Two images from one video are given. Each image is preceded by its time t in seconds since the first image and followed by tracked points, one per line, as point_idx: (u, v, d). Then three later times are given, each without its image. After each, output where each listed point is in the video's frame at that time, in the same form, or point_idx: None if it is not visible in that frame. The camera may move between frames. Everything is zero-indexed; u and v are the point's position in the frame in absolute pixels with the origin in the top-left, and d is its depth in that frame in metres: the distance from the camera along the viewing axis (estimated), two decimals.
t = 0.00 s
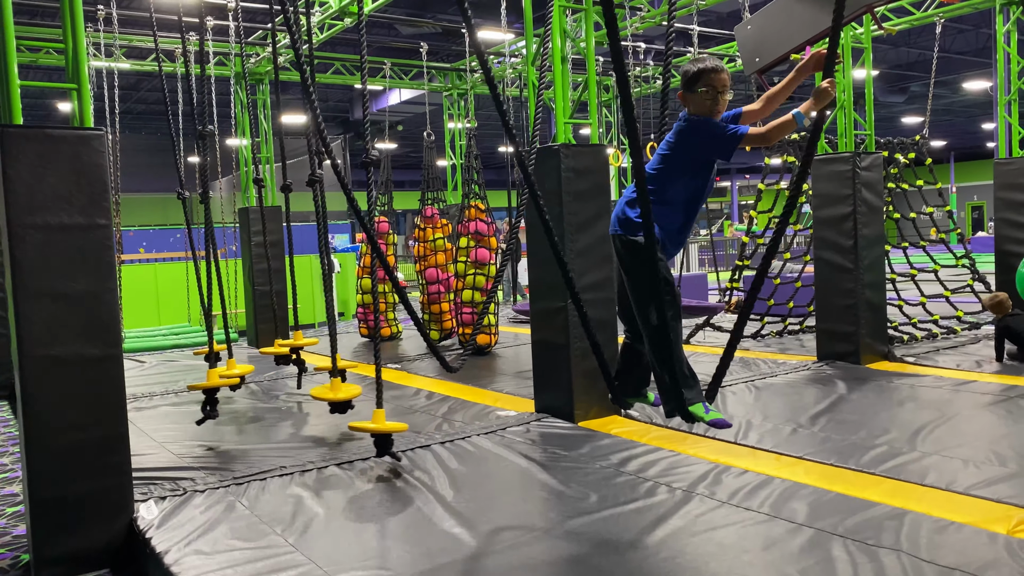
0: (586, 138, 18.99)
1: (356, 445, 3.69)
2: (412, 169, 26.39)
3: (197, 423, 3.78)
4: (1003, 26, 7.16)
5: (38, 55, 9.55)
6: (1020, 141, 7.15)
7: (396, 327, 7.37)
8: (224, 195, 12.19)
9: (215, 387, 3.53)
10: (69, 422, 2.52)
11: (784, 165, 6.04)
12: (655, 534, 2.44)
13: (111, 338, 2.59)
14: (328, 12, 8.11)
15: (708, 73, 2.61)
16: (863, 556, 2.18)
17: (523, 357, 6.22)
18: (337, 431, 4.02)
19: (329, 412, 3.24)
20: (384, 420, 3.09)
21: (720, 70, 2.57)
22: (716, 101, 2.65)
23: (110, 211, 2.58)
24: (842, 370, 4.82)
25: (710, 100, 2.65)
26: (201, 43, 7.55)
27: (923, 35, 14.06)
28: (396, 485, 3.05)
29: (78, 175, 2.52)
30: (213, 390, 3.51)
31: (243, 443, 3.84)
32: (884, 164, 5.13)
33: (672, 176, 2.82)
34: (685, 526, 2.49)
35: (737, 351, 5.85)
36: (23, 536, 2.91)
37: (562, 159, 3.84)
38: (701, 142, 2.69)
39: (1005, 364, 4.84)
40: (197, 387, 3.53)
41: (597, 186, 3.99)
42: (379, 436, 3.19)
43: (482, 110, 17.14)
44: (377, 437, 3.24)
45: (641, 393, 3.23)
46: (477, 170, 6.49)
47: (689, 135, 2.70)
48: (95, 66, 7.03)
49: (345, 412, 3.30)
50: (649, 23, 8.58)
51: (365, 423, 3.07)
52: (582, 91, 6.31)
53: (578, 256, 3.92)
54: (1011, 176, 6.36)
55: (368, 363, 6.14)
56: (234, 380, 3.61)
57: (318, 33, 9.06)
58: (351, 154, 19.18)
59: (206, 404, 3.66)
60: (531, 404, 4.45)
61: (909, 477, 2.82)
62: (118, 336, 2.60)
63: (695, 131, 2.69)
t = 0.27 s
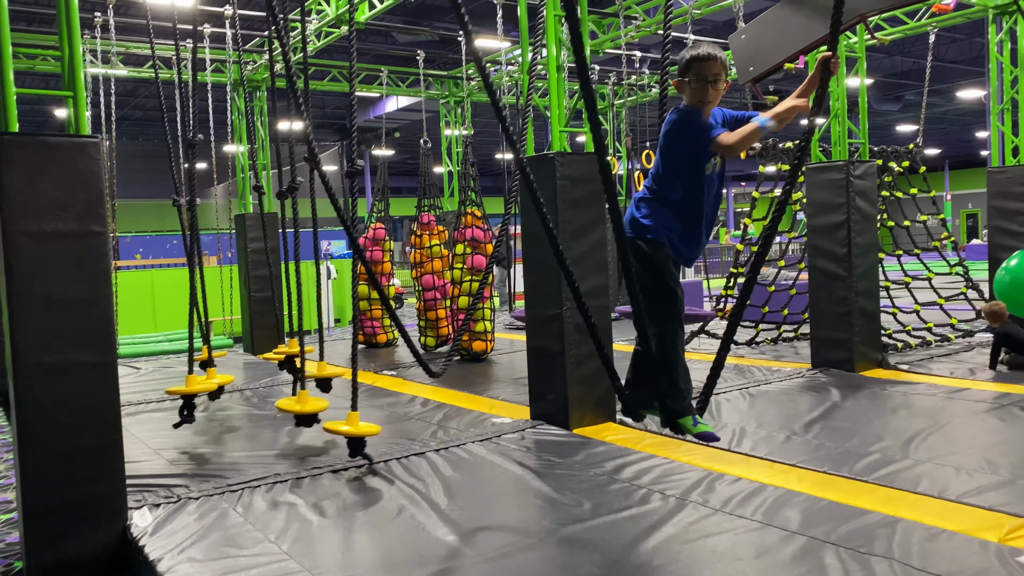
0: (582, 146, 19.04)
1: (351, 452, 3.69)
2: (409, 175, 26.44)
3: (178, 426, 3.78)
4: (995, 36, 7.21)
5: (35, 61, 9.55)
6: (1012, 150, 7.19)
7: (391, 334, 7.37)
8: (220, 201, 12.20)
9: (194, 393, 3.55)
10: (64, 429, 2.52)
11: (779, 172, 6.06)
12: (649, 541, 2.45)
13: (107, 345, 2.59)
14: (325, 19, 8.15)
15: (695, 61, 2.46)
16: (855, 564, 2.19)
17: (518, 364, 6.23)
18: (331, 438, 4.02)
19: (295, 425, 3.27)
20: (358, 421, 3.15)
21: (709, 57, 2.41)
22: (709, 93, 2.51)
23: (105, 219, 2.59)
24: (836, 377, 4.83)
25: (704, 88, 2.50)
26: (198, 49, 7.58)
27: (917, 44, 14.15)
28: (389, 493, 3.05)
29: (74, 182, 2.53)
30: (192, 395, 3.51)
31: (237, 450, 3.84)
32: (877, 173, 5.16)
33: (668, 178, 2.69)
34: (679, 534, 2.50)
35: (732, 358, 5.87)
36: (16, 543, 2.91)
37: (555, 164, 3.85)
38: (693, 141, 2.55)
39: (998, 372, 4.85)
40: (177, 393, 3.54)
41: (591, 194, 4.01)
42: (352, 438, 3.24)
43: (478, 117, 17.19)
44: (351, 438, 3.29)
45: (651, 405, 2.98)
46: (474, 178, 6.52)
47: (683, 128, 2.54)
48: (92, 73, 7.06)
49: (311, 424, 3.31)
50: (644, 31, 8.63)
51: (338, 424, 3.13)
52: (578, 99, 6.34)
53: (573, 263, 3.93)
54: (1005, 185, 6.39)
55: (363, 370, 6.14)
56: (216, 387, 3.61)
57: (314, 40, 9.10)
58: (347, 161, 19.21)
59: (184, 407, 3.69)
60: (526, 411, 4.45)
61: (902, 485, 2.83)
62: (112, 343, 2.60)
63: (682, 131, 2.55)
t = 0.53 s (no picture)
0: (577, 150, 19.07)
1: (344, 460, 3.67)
2: (404, 181, 26.42)
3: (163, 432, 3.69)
4: (986, 40, 7.24)
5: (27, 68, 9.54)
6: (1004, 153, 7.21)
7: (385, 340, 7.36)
8: (214, 208, 12.17)
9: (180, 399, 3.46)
10: (56, 439, 2.50)
11: (772, 177, 6.08)
12: (643, 548, 2.44)
13: (98, 353, 2.58)
14: (318, 26, 8.16)
15: (706, 55, 2.37)
16: (849, 570, 2.18)
17: (513, 370, 6.22)
18: (325, 446, 4.00)
19: (259, 438, 3.12)
20: (340, 423, 3.09)
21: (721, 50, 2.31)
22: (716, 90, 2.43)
23: (97, 227, 2.58)
24: (831, 381, 4.83)
25: (712, 86, 2.42)
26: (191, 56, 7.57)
27: (909, 47, 14.20)
28: (384, 501, 3.04)
29: (66, 190, 2.52)
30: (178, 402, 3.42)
31: (230, 459, 3.82)
32: (870, 177, 5.17)
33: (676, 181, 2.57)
34: (673, 541, 2.49)
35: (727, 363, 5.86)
36: (7, 554, 2.88)
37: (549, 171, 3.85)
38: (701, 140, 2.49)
39: (992, 375, 4.86)
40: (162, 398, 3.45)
41: (585, 200, 4.01)
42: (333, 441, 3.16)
43: (472, 123, 17.20)
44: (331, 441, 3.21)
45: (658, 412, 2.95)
46: (468, 183, 6.52)
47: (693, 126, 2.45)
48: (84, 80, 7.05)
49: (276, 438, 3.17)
50: (637, 37, 8.65)
51: (320, 427, 3.07)
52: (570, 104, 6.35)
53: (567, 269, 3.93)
54: (997, 188, 6.40)
55: (357, 376, 6.13)
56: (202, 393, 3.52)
57: (306, 47, 9.10)
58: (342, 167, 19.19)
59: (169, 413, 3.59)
60: (520, 417, 4.44)
61: (896, 489, 2.82)
62: (105, 351, 2.59)
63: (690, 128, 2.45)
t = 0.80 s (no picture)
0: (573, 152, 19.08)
1: (341, 464, 3.66)
2: (400, 183, 26.42)
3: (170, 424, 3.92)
4: (981, 40, 7.27)
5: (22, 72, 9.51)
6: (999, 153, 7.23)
7: (381, 343, 7.34)
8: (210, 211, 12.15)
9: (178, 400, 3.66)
10: (51, 445, 2.49)
11: (767, 177, 6.09)
12: (641, 550, 2.43)
13: (93, 358, 2.56)
14: (313, 29, 8.16)
15: (711, 45, 2.33)
16: (848, 571, 2.18)
17: (510, 372, 6.21)
18: (322, 450, 3.99)
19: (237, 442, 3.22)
20: (335, 423, 3.10)
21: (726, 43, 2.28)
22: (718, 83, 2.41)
23: (92, 231, 2.57)
24: (828, 382, 4.83)
25: (714, 78, 2.39)
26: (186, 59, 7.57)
27: (904, 48, 14.25)
28: (381, 505, 3.03)
29: (61, 195, 2.51)
30: (176, 403, 3.61)
31: (227, 463, 3.81)
32: (865, 178, 5.18)
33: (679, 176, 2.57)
34: (671, 543, 2.48)
35: (724, 364, 5.87)
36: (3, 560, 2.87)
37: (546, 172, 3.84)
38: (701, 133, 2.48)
39: (988, 375, 4.87)
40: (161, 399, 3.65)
41: (581, 202, 4.01)
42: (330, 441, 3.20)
43: (469, 125, 17.21)
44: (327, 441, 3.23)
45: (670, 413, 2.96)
46: (464, 185, 6.51)
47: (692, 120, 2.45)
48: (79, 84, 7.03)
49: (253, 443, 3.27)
50: (632, 38, 8.67)
51: (315, 426, 3.09)
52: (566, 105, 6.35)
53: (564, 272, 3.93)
54: (992, 188, 6.42)
55: (354, 380, 6.11)
56: (200, 393, 3.69)
57: (302, 50, 9.10)
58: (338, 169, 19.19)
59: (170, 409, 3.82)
60: (517, 419, 4.44)
61: (894, 490, 2.83)
62: (100, 356, 2.58)
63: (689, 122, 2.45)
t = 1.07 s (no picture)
0: (567, 152, 19.08)
1: (337, 465, 3.65)
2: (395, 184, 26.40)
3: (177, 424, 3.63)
4: (975, 40, 7.29)
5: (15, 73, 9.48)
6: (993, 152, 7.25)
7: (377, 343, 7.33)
8: (204, 212, 12.12)
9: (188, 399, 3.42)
10: (44, 446, 2.47)
11: (762, 177, 6.09)
12: (638, 550, 2.43)
13: (87, 359, 2.54)
14: (307, 29, 8.14)
15: (713, 51, 2.31)
16: (845, 570, 2.17)
17: (505, 372, 6.20)
18: (318, 450, 3.98)
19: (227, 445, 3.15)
20: (341, 424, 3.08)
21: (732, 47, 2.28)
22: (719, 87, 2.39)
23: (86, 231, 2.56)
24: (823, 381, 4.84)
25: (714, 85, 2.39)
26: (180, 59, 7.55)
27: (898, 48, 14.29)
28: (377, 506, 3.01)
29: (54, 195, 2.49)
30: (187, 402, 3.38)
31: (222, 464, 3.79)
32: (860, 177, 5.19)
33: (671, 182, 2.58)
34: (668, 542, 2.48)
35: (720, 364, 5.87)
36: None
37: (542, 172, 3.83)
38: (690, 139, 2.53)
39: (983, 373, 4.88)
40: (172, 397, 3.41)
41: (577, 202, 4.00)
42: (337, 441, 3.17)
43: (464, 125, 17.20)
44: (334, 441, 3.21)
45: (653, 417, 2.99)
46: (459, 186, 6.49)
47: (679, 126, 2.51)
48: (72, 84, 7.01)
49: (244, 446, 3.20)
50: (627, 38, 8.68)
51: (321, 427, 3.07)
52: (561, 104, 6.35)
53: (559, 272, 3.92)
54: (986, 187, 6.44)
55: (350, 380, 6.10)
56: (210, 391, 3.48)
57: (296, 50, 9.09)
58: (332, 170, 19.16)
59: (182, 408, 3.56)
60: (513, 420, 4.43)
61: (890, 488, 2.83)
62: (93, 358, 2.55)
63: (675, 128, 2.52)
